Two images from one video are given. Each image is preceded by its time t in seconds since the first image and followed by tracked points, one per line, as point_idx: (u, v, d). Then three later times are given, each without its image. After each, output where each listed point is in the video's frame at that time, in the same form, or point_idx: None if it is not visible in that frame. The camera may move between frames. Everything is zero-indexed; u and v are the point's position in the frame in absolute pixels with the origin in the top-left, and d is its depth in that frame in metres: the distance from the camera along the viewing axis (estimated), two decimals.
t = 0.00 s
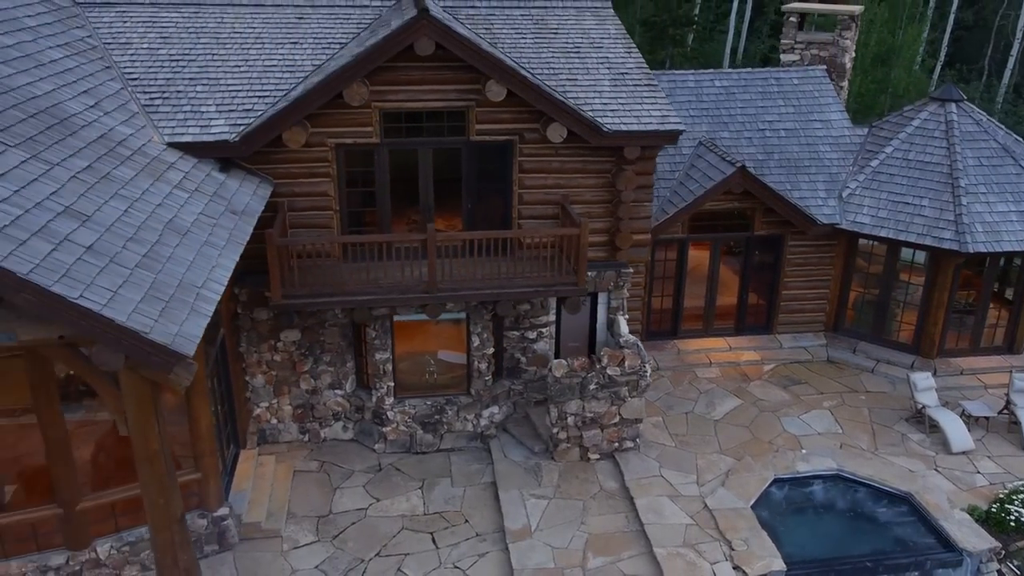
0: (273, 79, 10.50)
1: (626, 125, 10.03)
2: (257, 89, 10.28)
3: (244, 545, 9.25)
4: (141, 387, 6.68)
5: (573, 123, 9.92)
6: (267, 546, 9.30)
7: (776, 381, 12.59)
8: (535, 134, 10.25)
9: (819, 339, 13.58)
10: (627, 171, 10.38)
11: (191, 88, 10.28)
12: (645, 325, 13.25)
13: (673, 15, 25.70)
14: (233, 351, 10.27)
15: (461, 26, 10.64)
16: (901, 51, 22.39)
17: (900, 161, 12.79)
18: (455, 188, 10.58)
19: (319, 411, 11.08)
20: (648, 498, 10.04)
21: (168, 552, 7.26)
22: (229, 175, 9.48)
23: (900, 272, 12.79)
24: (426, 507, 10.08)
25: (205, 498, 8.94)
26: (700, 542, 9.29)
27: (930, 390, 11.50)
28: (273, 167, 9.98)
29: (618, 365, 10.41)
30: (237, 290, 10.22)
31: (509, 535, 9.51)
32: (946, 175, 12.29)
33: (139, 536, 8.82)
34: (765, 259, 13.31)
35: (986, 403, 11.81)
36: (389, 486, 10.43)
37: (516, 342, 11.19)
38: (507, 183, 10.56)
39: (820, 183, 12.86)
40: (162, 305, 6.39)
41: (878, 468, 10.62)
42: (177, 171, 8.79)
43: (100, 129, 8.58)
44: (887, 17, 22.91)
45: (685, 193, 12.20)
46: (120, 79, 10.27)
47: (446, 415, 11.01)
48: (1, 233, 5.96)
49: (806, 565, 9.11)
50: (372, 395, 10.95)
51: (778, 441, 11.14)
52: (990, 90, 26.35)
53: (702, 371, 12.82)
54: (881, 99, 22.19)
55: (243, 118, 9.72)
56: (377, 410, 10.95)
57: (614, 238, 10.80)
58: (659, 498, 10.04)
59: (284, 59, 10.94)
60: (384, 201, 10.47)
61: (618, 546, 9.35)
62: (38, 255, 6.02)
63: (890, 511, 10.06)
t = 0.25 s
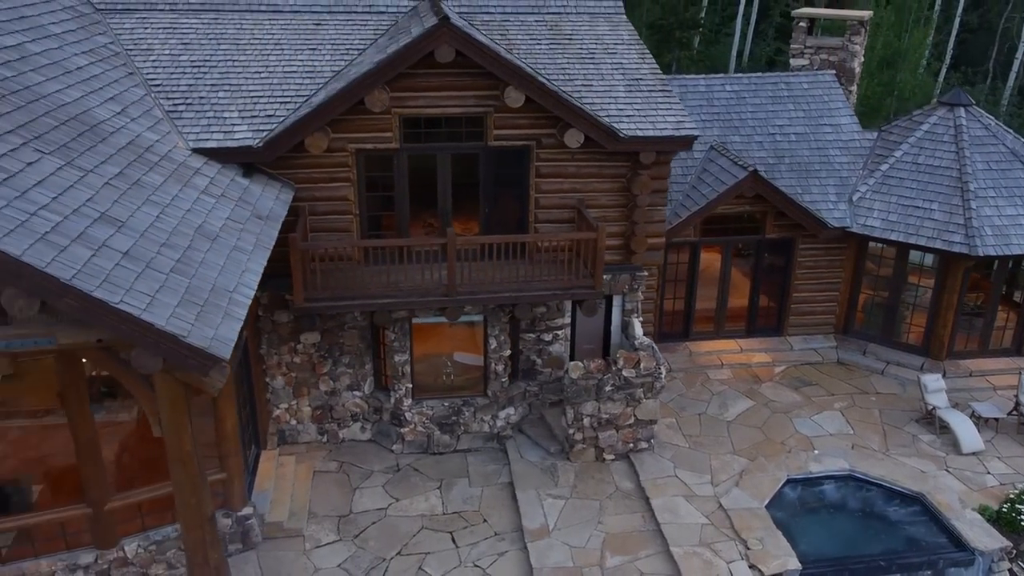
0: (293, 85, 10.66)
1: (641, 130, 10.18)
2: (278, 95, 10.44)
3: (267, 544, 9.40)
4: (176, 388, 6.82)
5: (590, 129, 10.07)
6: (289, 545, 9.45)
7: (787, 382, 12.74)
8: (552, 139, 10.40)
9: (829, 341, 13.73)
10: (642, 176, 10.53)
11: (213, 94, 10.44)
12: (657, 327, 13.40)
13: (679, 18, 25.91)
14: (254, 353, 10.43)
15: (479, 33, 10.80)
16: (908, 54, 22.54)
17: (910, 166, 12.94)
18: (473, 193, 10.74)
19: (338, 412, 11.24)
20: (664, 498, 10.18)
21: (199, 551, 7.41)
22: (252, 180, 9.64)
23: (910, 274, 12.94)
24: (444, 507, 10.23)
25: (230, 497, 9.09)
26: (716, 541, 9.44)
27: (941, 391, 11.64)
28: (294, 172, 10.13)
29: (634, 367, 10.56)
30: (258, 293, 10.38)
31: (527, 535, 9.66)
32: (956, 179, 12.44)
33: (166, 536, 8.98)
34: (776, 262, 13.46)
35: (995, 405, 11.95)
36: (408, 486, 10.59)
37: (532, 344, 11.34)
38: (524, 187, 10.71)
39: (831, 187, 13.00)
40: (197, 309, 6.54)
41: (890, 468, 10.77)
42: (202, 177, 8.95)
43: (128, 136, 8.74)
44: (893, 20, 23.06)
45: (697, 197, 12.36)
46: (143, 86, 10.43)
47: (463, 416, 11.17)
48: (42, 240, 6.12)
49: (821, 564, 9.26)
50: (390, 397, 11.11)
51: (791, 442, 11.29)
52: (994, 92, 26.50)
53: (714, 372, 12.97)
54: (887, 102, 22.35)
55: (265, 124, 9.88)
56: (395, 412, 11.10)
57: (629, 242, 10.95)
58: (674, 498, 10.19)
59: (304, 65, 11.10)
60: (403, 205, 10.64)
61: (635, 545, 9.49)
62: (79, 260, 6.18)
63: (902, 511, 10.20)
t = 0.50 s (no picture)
0: (314, 91, 10.84)
1: (657, 136, 10.35)
2: (299, 101, 10.61)
3: (289, 543, 9.57)
4: (209, 390, 6.98)
5: (606, 134, 10.23)
6: (312, 544, 9.61)
7: (798, 384, 12.91)
8: (569, 144, 10.57)
9: (838, 342, 13.89)
10: (657, 181, 10.69)
11: (235, 100, 10.61)
12: (669, 329, 13.56)
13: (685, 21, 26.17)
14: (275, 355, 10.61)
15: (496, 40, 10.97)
16: (914, 57, 22.71)
17: (919, 170, 13.10)
18: (490, 197, 10.91)
19: (356, 413, 11.41)
20: (679, 498, 10.34)
21: (229, 548, 7.57)
22: (275, 185, 9.81)
23: (919, 276, 13.09)
24: (463, 506, 10.39)
25: (254, 497, 9.24)
26: (731, 540, 9.60)
27: (951, 392, 11.82)
28: (315, 177, 10.30)
29: (649, 369, 10.74)
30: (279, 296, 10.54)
31: (545, 534, 9.82)
32: (965, 183, 12.61)
33: (192, 534, 9.14)
34: (787, 264, 13.62)
35: (1004, 406, 12.10)
36: (426, 486, 10.75)
37: (547, 346, 11.51)
38: (541, 192, 10.89)
39: (841, 190, 13.17)
40: (232, 313, 6.71)
41: (901, 468, 10.93)
42: (228, 182, 9.12)
43: (156, 142, 8.91)
44: (899, 23, 23.22)
45: (709, 201, 12.53)
46: (166, 92, 10.61)
47: (480, 417, 11.34)
48: (83, 245, 6.29)
49: (835, 562, 9.41)
50: (408, 398, 11.28)
51: (803, 442, 11.45)
52: (999, 95, 26.64)
53: (726, 373, 13.13)
54: (893, 104, 22.52)
55: (287, 130, 10.06)
56: (413, 412, 11.27)
57: (644, 245, 11.11)
58: (689, 497, 10.35)
59: (323, 71, 11.27)
60: (422, 209, 10.81)
61: (651, 544, 9.65)
62: (118, 265, 6.35)
63: (914, 510, 10.36)
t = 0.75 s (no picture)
0: (334, 97, 11.02)
1: (672, 141, 10.52)
2: (319, 106, 10.79)
3: (312, 541, 9.74)
4: (242, 391, 7.14)
5: (622, 139, 10.40)
6: (334, 542, 9.78)
7: (808, 384, 13.08)
8: (585, 149, 10.75)
9: (848, 344, 14.07)
10: (672, 185, 10.87)
11: (257, 105, 10.79)
12: (681, 330, 13.73)
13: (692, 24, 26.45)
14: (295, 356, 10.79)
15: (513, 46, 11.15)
16: (919, 60, 22.90)
17: (928, 174, 13.28)
18: (507, 201, 11.08)
19: (374, 414, 11.58)
20: (693, 497, 10.51)
21: (259, 546, 7.75)
22: (297, 189, 9.98)
23: (928, 278, 13.26)
24: (481, 505, 10.56)
25: (279, 497, 9.30)
26: (746, 538, 9.77)
27: (960, 394, 12.01)
28: (336, 181, 10.47)
29: (663, 370, 10.91)
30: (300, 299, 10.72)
31: (563, 532, 9.99)
32: (973, 186, 12.78)
33: (217, 532, 9.32)
34: (797, 267, 13.79)
35: (1013, 406, 12.27)
36: (445, 485, 10.92)
37: (562, 347, 11.69)
38: (557, 196, 11.06)
39: (850, 194, 13.33)
40: (265, 316, 6.88)
41: (912, 468, 11.10)
42: (253, 187, 9.30)
43: (183, 147, 9.09)
44: (905, 27, 23.41)
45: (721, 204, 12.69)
46: (188, 97, 10.79)
47: (496, 417, 11.51)
48: (123, 250, 6.47)
49: (849, 560, 9.57)
50: (426, 399, 11.45)
51: (814, 442, 11.62)
52: (1004, 97, 26.83)
53: (737, 374, 13.30)
54: (898, 107, 22.71)
55: (309, 135, 10.23)
56: (431, 413, 11.44)
57: (658, 248, 11.29)
58: (704, 497, 10.51)
59: (342, 76, 11.45)
60: (440, 213, 10.98)
61: (668, 542, 9.82)
62: (156, 270, 6.52)
63: (925, 509, 10.52)
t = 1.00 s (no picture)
0: (353, 102, 11.20)
1: (686, 146, 10.70)
2: (339, 111, 10.98)
3: (333, 539, 9.93)
4: (274, 392, 7.34)
5: (637, 144, 10.58)
6: (355, 540, 9.96)
7: (818, 385, 13.27)
8: (600, 154, 10.93)
9: (856, 345, 14.26)
10: (686, 189, 11.06)
11: (277, 111, 10.97)
12: (692, 332, 13.91)
13: (697, 27, 26.75)
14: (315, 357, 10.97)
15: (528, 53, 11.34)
16: (924, 62, 23.10)
17: (935, 177, 13.46)
18: (523, 205, 11.27)
19: (392, 414, 11.76)
20: (707, 496, 10.68)
21: (288, 543, 7.94)
22: (319, 194, 10.16)
23: (935, 281, 13.45)
24: (499, 504, 10.75)
25: (304, 496, 9.36)
26: (760, 536, 9.95)
27: (968, 394, 12.19)
28: (356, 185, 10.65)
29: (677, 370, 11.09)
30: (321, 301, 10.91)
31: (580, 530, 10.17)
32: (981, 190, 12.96)
33: (243, 530, 9.50)
34: (806, 269, 13.98)
35: (1020, 407, 12.44)
36: (462, 484, 11.10)
37: (577, 349, 11.86)
38: (572, 200, 11.25)
39: (859, 197, 13.51)
40: (298, 319, 7.06)
41: (922, 467, 11.28)
42: (277, 192, 9.49)
43: (209, 153, 9.27)
44: (909, 30, 23.61)
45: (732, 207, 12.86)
46: (210, 103, 10.97)
47: (512, 417, 11.69)
48: (161, 255, 6.65)
49: (862, 557, 9.75)
50: (443, 399, 11.64)
51: (825, 442, 11.80)
52: (1007, 100, 27.03)
53: (748, 375, 13.49)
54: (903, 110, 22.92)
55: (330, 140, 10.42)
56: (448, 413, 11.63)
57: (671, 251, 11.48)
58: (717, 495, 10.69)
59: (360, 82, 11.64)
60: (457, 217, 11.16)
61: (683, 540, 10.00)
62: (194, 274, 6.70)
63: (935, 508, 10.70)
